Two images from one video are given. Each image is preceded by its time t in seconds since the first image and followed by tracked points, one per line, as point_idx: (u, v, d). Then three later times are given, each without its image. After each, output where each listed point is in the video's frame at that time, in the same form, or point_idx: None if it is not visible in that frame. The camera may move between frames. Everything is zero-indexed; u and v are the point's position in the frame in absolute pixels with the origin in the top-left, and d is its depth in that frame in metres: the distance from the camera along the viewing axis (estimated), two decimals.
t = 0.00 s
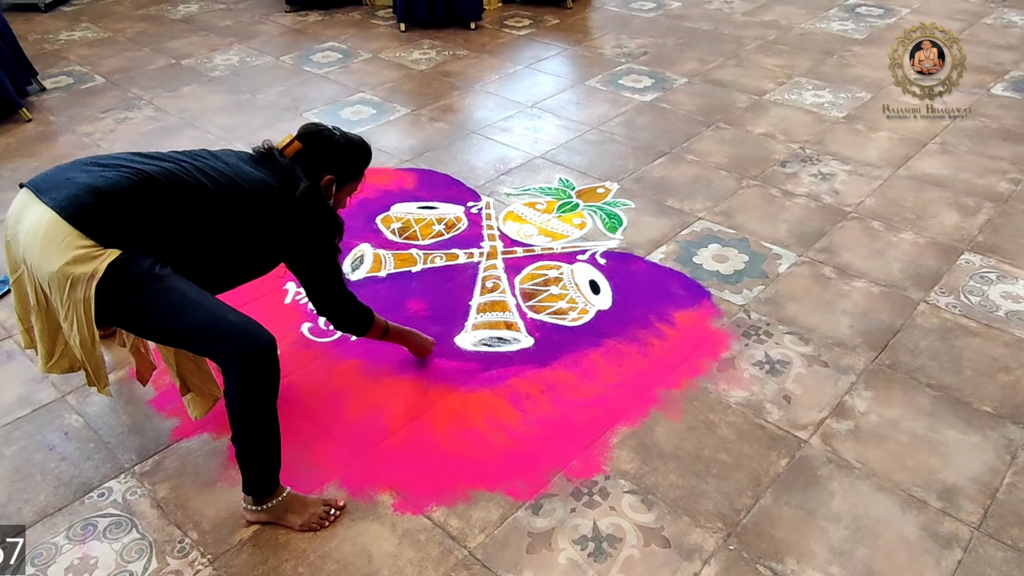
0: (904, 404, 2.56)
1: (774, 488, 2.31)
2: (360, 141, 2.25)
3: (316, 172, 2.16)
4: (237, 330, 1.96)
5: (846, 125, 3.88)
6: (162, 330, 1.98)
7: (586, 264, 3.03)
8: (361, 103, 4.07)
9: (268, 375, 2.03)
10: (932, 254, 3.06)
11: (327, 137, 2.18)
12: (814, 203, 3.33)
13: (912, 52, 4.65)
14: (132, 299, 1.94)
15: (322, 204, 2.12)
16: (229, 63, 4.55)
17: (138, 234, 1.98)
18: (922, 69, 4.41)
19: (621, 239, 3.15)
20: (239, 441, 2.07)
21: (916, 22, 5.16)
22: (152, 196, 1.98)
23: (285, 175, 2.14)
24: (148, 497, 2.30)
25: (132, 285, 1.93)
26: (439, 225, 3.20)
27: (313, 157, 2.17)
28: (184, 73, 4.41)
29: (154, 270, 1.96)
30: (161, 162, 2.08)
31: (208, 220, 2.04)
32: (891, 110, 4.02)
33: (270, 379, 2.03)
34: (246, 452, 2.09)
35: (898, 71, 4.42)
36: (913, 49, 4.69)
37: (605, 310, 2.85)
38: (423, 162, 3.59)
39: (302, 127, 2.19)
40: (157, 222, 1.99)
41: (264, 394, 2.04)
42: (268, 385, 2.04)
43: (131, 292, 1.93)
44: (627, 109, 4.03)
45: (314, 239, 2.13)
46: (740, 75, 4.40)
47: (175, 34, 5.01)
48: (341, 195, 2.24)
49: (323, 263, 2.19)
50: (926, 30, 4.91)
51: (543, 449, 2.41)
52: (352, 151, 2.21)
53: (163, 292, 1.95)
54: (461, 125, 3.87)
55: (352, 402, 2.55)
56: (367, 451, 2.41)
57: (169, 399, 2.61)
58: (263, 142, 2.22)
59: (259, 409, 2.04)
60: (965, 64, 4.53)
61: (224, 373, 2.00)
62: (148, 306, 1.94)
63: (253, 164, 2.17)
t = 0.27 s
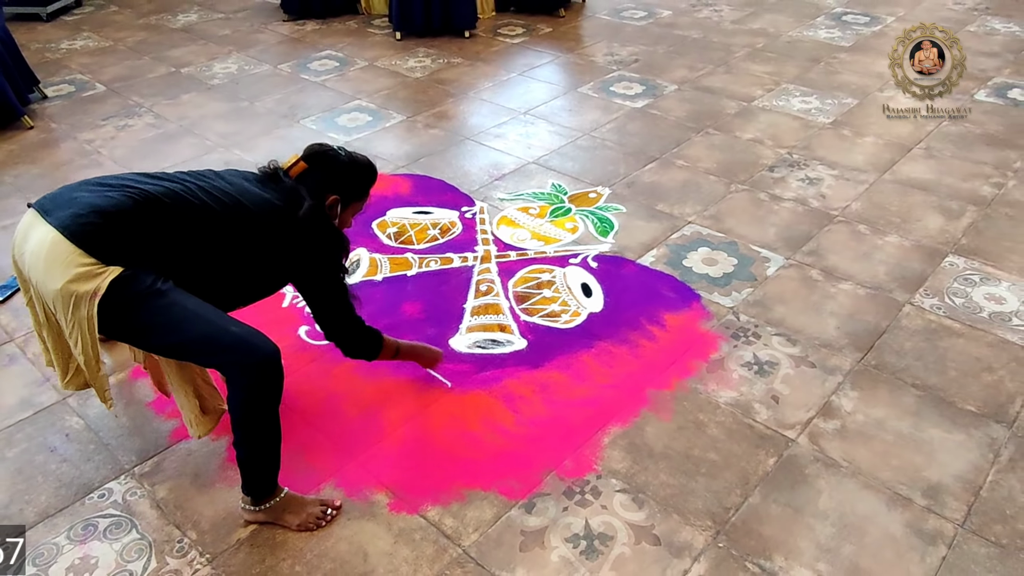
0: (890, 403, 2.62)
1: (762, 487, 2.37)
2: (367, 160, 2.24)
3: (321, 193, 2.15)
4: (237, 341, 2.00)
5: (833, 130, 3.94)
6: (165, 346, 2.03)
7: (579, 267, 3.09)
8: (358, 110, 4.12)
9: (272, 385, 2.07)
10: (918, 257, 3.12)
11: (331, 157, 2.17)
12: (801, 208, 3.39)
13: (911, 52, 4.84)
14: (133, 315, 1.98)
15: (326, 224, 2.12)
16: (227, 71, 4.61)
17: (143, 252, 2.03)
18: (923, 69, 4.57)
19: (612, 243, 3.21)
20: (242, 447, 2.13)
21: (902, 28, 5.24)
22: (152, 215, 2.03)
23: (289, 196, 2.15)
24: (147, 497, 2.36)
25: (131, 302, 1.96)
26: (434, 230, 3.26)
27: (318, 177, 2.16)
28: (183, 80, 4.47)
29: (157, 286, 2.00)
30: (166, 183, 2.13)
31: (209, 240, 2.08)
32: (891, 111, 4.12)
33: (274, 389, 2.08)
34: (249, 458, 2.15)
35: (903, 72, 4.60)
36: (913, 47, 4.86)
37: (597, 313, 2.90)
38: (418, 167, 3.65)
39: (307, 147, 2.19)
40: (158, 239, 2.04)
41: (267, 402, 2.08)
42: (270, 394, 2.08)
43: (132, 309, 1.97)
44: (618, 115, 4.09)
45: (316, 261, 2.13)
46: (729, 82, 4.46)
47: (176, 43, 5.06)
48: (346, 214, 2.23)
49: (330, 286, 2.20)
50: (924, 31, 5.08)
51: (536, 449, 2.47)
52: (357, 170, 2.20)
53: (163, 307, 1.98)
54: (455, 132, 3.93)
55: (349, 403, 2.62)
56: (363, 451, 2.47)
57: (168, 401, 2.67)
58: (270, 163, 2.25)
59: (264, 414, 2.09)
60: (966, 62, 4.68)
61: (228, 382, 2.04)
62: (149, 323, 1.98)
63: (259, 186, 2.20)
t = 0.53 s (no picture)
0: (957, 434, 2.16)
1: (805, 535, 1.93)
2: (309, 106, 1.85)
3: (257, 149, 1.77)
4: (164, 353, 1.59)
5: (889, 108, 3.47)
6: (73, 357, 1.60)
7: (585, 273, 2.63)
8: (321, 85, 3.68)
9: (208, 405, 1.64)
10: (989, 258, 2.65)
11: (268, 106, 1.78)
12: (852, 201, 2.92)
13: (910, 52, 3.94)
14: (33, 321, 1.58)
15: (264, 190, 1.75)
16: (163, 39, 4.15)
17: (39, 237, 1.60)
18: (922, 70, 3.75)
19: (626, 243, 2.75)
20: (172, 485, 1.66)
21: None
22: (49, 189, 1.61)
23: (219, 156, 1.75)
24: (68, 553, 1.93)
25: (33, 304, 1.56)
26: (413, 229, 2.80)
27: (253, 131, 1.77)
28: (112, 51, 3.99)
29: (65, 285, 1.59)
30: (66, 148, 1.70)
31: (124, 219, 1.67)
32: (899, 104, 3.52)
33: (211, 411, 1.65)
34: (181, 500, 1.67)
35: (901, 72, 3.77)
36: (911, 49, 3.94)
37: (607, 327, 2.44)
38: (393, 154, 3.19)
39: (237, 95, 1.80)
40: (58, 222, 1.63)
41: (204, 430, 1.64)
42: (208, 418, 1.65)
43: (31, 313, 1.57)
44: (632, 91, 3.62)
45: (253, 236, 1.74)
46: (767, 50, 3.98)
47: (101, 6, 4.55)
48: (288, 173, 1.85)
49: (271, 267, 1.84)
50: (927, 29, 4.09)
51: (535, 491, 2.03)
52: (300, 119, 1.82)
53: (74, 311, 1.57)
54: (439, 111, 3.47)
55: (310, 433, 2.15)
56: (325, 494, 2.02)
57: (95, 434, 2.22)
58: (193, 114, 1.82)
59: (196, 448, 1.64)
60: (963, 61, 3.85)
61: (151, 405, 1.62)
62: (56, 331, 1.57)
63: (181, 142, 1.78)
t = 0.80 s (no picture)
0: (964, 462, 2.08)
1: (807, 567, 1.85)
2: (283, 105, 1.77)
3: (230, 148, 1.68)
4: (137, 367, 1.49)
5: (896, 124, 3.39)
6: (36, 370, 1.50)
7: (581, 292, 2.55)
8: (308, 97, 3.61)
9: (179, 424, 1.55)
10: (1000, 280, 2.58)
11: (241, 104, 1.70)
12: (857, 219, 2.85)
13: (910, 52, 3.99)
14: None
15: (239, 188, 1.67)
16: (146, 48, 4.08)
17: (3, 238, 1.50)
18: (922, 69, 3.79)
19: (623, 263, 2.67)
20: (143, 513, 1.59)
21: None
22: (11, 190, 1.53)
23: (191, 156, 1.68)
24: None
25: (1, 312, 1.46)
26: (403, 246, 2.72)
27: (226, 128, 1.69)
28: (91, 60, 3.92)
29: (35, 295, 1.48)
30: (30, 148, 1.61)
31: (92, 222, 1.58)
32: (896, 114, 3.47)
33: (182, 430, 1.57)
34: (153, 526, 1.61)
35: (901, 72, 3.79)
36: (913, 49, 3.99)
37: (603, 349, 2.37)
38: (383, 169, 3.11)
39: (208, 93, 1.72)
40: (23, 226, 1.53)
41: (173, 452, 1.56)
42: (179, 439, 1.57)
43: None
44: (630, 106, 3.55)
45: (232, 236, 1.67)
46: (769, 63, 3.90)
47: (84, 15, 4.47)
48: (263, 173, 1.75)
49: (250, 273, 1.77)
50: (926, 32, 4.14)
51: (527, 519, 1.95)
52: (275, 116, 1.73)
53: (43, 322, 1.47)
54: (430, 125, 3.40)
55: (293, 461, 2.06)
56: (309, 522, 1.93)
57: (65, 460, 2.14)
58: (163, 113, 1.74)
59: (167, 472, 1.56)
60: (963, 67, 3.87)
61: (117, 424, 1.53)
62: (22, 342, 1.47)
63: (150, 142, 1.70)
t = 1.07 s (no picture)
0: (999, 473, 1.92)
1: None
2: (267, 106, 1.62)
3: (209, 150, 1.54)
4: (115, 370, 1.39)
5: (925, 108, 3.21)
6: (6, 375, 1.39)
7: (583, 291, 2.39)
8: (291, 81, 3.44)
9: (158, 430, 1.45)
10: None
11: (221, 102, 1.55)
12: (882, 211, 2.67)
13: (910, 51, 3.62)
14: None
15: (222, 194, 1.53)
16: (115, 28, 3.92)
17: None
18: (922, 69, 3.44)
19: (629, 259, 2.50)
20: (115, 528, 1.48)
21: None
22: None
23: (172, 157, 1.53)
24: None
25: None
26: (393, 242, 2.56)
27: (206, 128, 1.54)
28: (55, 42, 3.75)
29: (5, 290, 1.37)
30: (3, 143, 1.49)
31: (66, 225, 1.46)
32: (897, 110, 3.21)
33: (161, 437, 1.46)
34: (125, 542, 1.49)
35: (899, 72, 3.46)
36: (912, 49, 3.62)
37: (608, 352, 2.20)
38: (371, 158, 2.94)
39: (188, 90, 1.57)
40: None
41: (154, 459, 1.46)
42: (160, 445, 1.47)
43: None
44: (638, 89, 3.37)
45: (214, 244, 1.53)
46: (788, 43, 3.72)
47: None
48: (241, 178, 1.60)
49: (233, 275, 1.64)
50: (926, 30, 3.76)
51: (526, 537, 1.79)
52: (256, 118, 1.59)
53: (13, 321, 1.36)
54: (422, 111, 3.23)
55: (273, 473, 1.91)
56: (290, 540, 1.78)
57: (28, 473, 1.97)
58: (141, 110, 1.60)
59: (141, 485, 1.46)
60: (964, 65, 3.53)
61: (91, 432, 1.43)
62: None
63: (130, 140, 1.56)
